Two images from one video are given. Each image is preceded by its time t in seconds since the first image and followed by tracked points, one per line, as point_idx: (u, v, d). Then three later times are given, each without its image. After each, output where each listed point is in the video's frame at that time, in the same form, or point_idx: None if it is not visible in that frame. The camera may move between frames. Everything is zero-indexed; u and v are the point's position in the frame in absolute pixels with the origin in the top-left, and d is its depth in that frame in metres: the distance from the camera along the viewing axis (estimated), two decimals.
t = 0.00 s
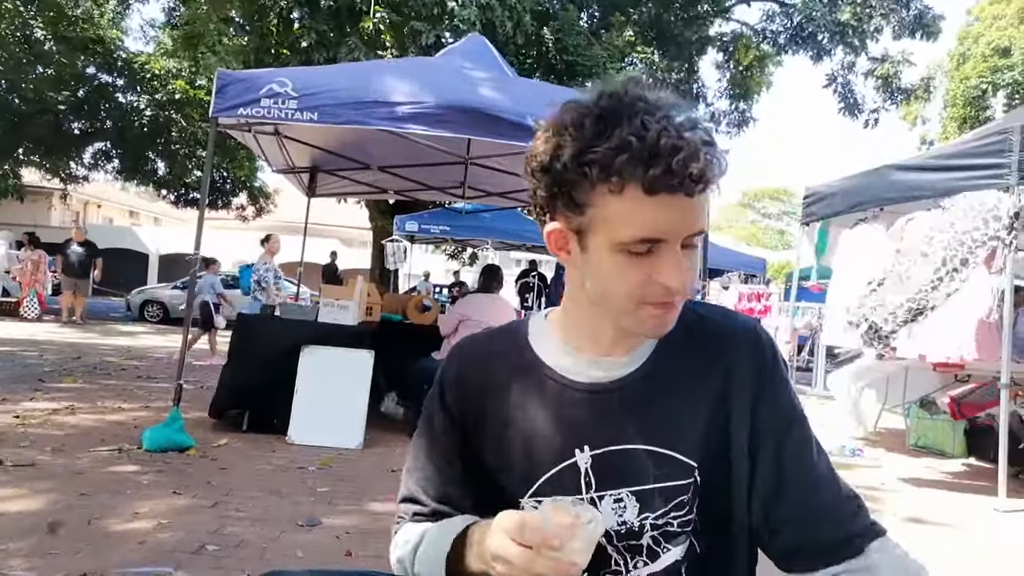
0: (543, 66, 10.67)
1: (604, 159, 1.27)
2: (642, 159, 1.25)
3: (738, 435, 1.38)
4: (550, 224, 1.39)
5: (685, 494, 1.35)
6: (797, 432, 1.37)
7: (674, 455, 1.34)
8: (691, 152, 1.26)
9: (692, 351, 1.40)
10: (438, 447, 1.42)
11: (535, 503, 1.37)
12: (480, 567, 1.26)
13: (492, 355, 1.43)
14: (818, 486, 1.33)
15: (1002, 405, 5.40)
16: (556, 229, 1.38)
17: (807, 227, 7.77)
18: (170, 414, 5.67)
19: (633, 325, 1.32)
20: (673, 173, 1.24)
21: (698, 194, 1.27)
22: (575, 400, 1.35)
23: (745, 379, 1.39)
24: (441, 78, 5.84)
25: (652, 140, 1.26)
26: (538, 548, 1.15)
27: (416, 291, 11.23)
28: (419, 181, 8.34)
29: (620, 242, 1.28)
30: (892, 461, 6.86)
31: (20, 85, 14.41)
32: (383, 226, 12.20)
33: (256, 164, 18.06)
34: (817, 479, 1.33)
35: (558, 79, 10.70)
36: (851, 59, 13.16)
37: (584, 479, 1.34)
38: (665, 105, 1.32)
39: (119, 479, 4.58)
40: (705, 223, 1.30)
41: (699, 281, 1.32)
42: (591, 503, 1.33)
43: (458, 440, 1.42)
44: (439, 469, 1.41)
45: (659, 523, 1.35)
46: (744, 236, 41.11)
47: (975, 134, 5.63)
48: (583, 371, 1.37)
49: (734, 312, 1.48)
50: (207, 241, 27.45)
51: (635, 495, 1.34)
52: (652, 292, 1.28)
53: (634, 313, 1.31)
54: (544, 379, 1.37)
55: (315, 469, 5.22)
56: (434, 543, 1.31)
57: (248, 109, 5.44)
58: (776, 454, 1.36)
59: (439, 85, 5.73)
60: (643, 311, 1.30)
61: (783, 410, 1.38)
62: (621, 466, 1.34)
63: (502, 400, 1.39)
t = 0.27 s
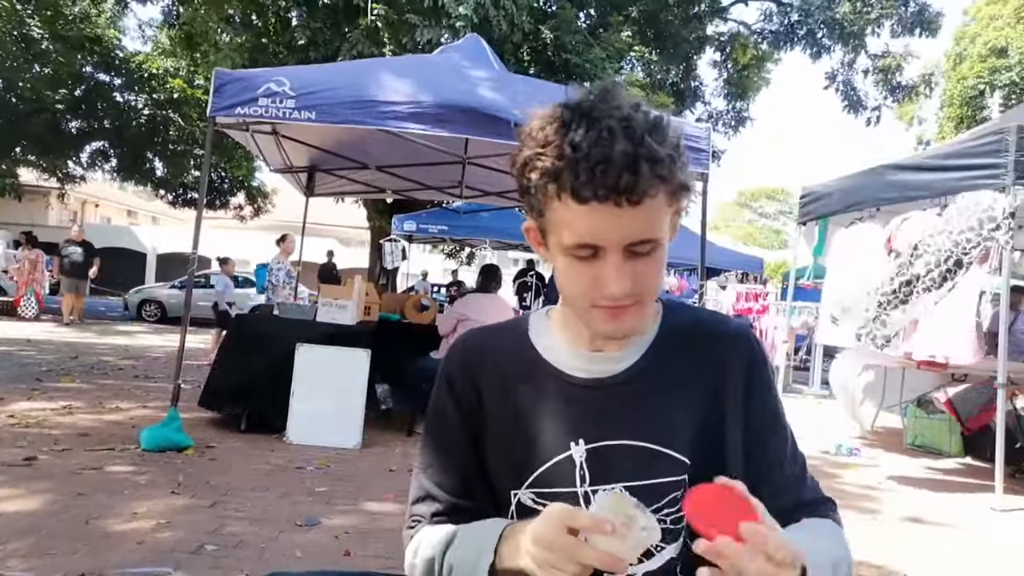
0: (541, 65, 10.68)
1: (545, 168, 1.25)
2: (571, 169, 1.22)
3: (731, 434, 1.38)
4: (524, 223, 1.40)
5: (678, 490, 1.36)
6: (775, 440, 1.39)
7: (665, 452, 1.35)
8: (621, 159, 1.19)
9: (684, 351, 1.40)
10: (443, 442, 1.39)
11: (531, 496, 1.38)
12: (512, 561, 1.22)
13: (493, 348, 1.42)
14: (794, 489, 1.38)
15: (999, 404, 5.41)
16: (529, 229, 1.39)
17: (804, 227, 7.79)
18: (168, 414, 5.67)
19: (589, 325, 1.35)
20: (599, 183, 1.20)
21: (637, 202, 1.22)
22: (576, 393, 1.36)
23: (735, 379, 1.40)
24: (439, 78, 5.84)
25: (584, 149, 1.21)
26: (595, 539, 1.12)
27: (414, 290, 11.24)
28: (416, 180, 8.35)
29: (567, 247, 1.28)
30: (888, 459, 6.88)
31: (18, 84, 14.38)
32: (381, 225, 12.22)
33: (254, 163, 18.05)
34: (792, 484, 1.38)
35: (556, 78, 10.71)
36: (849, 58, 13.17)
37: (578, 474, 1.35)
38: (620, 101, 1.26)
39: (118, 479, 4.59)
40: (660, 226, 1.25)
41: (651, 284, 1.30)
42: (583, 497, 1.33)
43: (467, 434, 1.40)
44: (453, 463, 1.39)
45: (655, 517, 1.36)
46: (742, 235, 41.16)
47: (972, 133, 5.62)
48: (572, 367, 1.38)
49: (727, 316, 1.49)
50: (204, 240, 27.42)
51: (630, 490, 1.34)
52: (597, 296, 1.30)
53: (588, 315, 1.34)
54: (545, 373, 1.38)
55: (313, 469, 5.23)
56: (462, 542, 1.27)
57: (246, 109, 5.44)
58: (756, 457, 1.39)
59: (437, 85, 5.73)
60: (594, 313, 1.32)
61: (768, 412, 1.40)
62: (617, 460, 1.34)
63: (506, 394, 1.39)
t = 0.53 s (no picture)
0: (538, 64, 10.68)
1: (512, 158, 1.29)
2: (530, 158, 1.25)
3: (716, 436, 1.32)
4: (509, 218, 1.43)
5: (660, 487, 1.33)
6: (757, 441, 1.30)
7: (643, 447, 1.32)
8: (574, 150, 1.22)
9: (665, 348, 1.36)
10: (440, 431, 1.41)
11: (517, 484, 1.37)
12: (497, 537, 1.24)
13: (490, 341, 1.43)
14: (778, 493, 1.28)
15: (996, 403, 5.41)
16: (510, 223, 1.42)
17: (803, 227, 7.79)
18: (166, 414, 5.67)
19: (555, 316, 1.34)
20: (550, 170, 1.22)
21: (587, 192, 1.22)
22: (565, 386, 1.36)
23: (719, 379, 1.34)
24: (436, 78, 5.84)
25: (544, 139, 1.25)
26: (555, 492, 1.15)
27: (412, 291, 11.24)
28: (415, 181, 8.35)
29: (529, 236, 1.30)
30: (886, 459, 6.88)
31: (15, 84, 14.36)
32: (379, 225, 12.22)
33: (252, 163, 18.04)
34: (780, 492, 1.28)
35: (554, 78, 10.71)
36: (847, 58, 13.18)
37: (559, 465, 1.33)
38: (589, 99, 1.29)
39: (116, 480, 4.58)
40: (620, 217, 1.25)
41: (611, 274, 1.28)
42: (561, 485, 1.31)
43: (466, 424, 1.41)
44: (452, 450, 1.41)
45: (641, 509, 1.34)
46: (741, 235, 41.19)
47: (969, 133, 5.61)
48: (553, 357, 1.38)
49: (721, 318, 1.43)
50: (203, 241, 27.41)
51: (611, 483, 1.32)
52: (555, 284, 1.29)
53: (552, 304, 1.33)
54: (530, 364, 1.39)
55: (311, 469, 5.22)
56: (454, 529, 1.29)
57: (243, 109, 5.44)
58: (738, 459, 1.30)
59: (434, 85, 5.73)
60: (557, 302, 1.32)
61: (750, 411, 1.32)
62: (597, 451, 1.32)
63: (500, 388, 1.40)
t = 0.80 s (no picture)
0: (536, 61, 10.67)
1: (498, 153, 1.30)
2: (515, 151, 1.26)
3: (712, 426, 1.34)
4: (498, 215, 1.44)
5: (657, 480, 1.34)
6: (750, 432, 1.33)
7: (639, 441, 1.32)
8: (558, 139, 1.23)
9: (658, 342, 1.37)
10: (437, 426, 1.42)
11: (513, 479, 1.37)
12: (490, 528, 1.24)
13: (485, 337, 1.44)
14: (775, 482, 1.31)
15: (993, 401, 5.42)
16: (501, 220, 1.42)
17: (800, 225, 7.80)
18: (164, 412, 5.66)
19: (547, 308, 1.34)
20: (534, 161, 1.23)
21: (572, 180, 1.23)
22: (558, 380, 1.36)
23: (712, 371, 1.35)
24: (435, 76, 5.84)
25: (529, 131, 1.26)
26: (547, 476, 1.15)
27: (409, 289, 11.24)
28: (413, 179, 8.35)
29: (518, 228, 1.30)
30: (883, 457, 6.90)
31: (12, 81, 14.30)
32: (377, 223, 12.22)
33: (250, 161, 18.02)
34: (774, 481, 1.32)
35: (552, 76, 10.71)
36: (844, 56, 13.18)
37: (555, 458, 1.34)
38: (572, 93, 1.30)
39: (113, 478, 4.57)
40: (608, 205, 1.25)
41: (601, 263, 1.28)
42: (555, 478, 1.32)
43: (461, 418, 1.42)
44: (449, 445, 1.41)
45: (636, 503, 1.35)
46: (739, 233, 41.25)
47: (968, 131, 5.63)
48: (546, 354, 1.38)
49: (710, 313, 1.45)
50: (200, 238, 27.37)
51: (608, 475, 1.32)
52: (546, 274, 1.29)
53: (544, 296, 1.33)
54: (522, 361, 1.39)
55: (309, 467, 5.22)
56: (450, 522, 1.29)
57: (242, 108, 5.42)
58: (733, 449, 1.33)
59: (433, 84, 5.74)
60: (549, 293, 1.32)
61: (744, 404, 1.35)
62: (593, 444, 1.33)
63: (494, 383, 1.41)
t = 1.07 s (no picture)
0: (535, 61, 10.67)
1: (500, 142, 1.31)
2: (519, 135, 1.27)
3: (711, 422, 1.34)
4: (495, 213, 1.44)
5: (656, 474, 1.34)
6: (750, 428, 1.34)
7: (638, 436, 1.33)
8: (562, 123, 1.25)
9: (657, 339, 1.38)
10: (434, 419, 1.41)
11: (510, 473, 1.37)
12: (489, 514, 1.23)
13: (483, 332, 1.44)
14: (777, 476, 1.31)
15: (992, 401, 5.42)
16: (497, 217, 1.42)
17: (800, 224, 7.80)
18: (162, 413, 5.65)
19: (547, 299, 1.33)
20: (539, 144, 1.25)
21: (576, 163, 1.24)
22: (555, 377, 1.36)
23: (711, 368, 1.36)
24: (434, 75, 5.84)
25: (531, 118, 1.28)
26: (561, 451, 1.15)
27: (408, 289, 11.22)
28: (412, 178, 8.34)
29: (520, 214, 1.30)
30: (882, 457, 6.89)
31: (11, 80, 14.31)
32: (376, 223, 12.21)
33: (248, 160, 18.01)
34: (774, 475, 1.31)
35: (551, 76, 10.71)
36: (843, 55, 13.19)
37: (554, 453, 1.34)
38: (572, 88, 1.33)
39: (111, 478, 4.56)
40: (610, 191, 1.27)
41: (603, 249, 1.28)
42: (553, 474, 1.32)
43: (458, 412, 1.41)
44: (444, 438, 1.40)
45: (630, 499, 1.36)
46: (738, 233, 41.25)
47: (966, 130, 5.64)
48: (546, 351, 1.38)
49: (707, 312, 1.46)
50: (199, 239, 27.35)
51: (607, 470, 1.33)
52: (548, 260, 1.28)
53: (544, 285, 1.32)
54: (521, 358, 1.39)
55: (307, 466, 5.21)
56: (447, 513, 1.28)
57: (240, 106, 5.42)
58: (733, 447, 1.33)
59: (431, 82, 5.73)
60: (549, 281, 1.30)
61: (743, 400, 1.35)
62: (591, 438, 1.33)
63: (491, 379, 1.40)
